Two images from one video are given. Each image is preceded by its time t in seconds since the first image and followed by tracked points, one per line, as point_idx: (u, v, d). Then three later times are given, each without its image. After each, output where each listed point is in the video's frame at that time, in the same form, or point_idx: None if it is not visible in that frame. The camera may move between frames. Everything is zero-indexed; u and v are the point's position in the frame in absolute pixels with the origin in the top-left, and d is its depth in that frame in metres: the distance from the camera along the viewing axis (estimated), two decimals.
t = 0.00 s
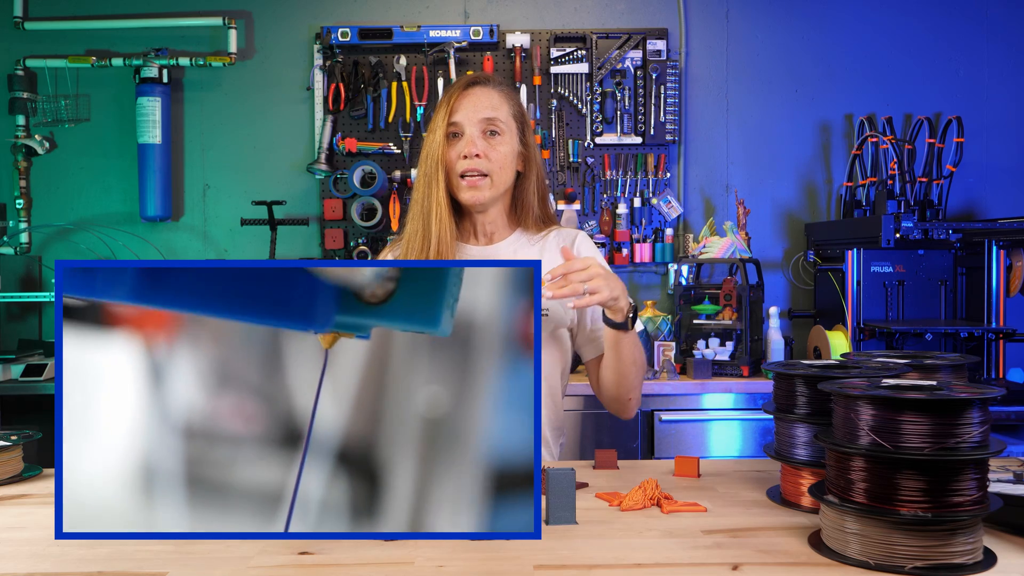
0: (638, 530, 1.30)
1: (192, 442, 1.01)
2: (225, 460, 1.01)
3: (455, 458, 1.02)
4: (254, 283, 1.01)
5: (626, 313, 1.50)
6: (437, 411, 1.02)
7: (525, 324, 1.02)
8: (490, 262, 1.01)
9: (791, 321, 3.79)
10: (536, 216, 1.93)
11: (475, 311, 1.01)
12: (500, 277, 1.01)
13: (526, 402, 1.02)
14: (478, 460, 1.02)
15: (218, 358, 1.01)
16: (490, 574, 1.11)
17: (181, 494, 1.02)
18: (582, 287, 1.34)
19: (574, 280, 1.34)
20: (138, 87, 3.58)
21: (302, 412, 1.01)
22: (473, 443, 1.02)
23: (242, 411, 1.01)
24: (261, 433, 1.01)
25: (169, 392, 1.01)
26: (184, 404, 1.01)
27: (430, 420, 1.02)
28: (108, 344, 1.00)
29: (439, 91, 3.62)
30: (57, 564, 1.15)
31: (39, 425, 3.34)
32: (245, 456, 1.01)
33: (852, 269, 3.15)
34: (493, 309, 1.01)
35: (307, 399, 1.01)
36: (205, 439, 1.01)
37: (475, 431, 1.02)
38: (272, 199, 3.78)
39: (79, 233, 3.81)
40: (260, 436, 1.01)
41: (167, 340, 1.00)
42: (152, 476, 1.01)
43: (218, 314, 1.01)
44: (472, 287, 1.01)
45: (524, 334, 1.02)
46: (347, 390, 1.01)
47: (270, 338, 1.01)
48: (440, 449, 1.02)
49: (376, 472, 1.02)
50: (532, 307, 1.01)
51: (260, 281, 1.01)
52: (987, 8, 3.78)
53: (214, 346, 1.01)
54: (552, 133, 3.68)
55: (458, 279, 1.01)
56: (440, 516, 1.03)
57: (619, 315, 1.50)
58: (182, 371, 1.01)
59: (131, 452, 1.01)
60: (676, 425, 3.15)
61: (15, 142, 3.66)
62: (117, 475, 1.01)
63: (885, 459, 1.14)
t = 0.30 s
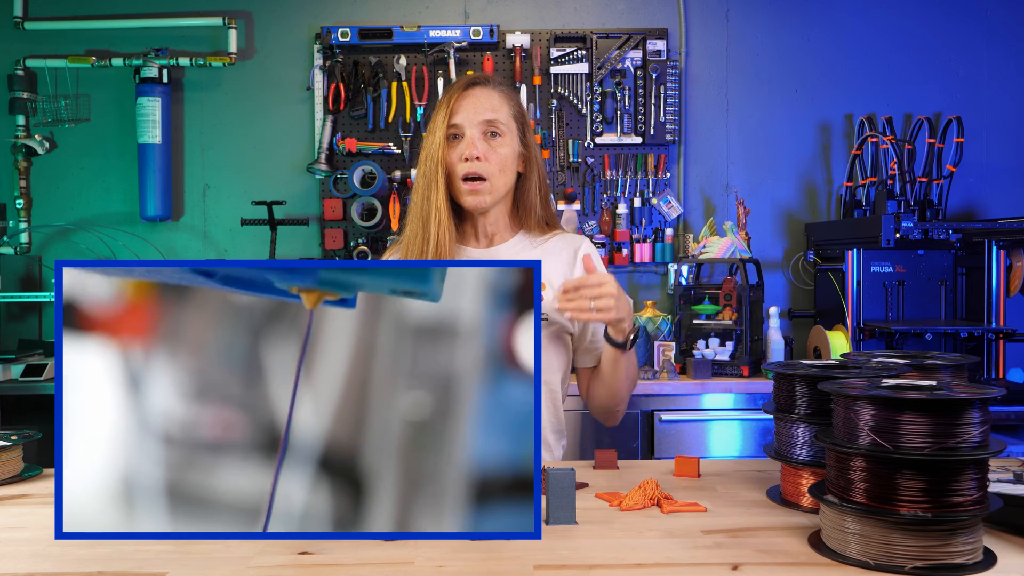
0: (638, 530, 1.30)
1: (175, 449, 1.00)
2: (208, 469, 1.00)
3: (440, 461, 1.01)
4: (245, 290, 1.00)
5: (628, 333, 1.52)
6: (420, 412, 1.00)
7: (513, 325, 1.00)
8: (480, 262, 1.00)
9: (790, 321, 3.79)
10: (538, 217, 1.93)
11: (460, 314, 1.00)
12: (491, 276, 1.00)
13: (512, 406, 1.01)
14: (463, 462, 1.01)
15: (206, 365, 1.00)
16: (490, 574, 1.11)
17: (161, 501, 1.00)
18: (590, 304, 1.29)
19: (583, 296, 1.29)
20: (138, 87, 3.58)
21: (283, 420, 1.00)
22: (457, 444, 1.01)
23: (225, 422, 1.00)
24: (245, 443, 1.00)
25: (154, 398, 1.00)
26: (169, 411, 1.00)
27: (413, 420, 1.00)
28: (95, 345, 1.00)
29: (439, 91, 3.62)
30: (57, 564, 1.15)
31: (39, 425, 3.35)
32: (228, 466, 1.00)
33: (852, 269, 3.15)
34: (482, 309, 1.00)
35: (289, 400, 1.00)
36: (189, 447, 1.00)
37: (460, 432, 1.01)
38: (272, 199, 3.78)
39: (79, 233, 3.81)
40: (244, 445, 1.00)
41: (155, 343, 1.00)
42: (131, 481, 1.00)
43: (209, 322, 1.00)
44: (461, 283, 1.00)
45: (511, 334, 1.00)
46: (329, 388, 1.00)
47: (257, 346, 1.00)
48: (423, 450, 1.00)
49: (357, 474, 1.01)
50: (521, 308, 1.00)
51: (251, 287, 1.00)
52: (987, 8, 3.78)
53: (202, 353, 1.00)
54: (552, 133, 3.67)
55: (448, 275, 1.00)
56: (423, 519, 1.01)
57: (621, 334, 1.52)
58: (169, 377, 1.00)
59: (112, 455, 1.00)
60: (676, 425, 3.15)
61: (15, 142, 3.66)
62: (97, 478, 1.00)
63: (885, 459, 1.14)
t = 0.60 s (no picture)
0: (638, 530, 1.30)
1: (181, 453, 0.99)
2: (214, 473, 0.99)
3: (452, 462, 1.00)
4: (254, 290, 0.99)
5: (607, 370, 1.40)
6: (432, 413, 0.99)
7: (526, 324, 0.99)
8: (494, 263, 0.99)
9: (790, 321, 3.79)
10: (538, 218, 1.93)
11: (472, 314, 0.99)
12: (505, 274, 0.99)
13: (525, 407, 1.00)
14: (476, 464, 1.00)
15: (213, 367, 0.99)
16: (490, 574, 1.11)
17: (164, 505, 0.99)
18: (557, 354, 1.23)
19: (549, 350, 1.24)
20: (138, 87, 3.58)
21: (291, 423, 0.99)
22: (470, 445, 1.00)
23: (232, 426, 0.99)
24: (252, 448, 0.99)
25: (160, 400, 0.99)
26: (175, 414, 0.99)
27: (426, 422, 0.99)
28: (102, 344, 0.99)
29: (439, 91, 3.62)
30: (57, 564, 1.15)
31: (39, 425, 3.36)
32: (234, 471, 0.99)
33: (852, 269, 3.15)
34: (496, 308, 0.99)
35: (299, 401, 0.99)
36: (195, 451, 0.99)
37: (472, 434, 1.00)
38: (272, 199, 3.78)
39: (79, 233, 3.81)
40: (251, 450, 0.99)
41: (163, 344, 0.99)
42: (135, 485, 0.99)
43: (218, 323, 0.99)
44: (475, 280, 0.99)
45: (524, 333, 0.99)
46: (340, 388, 0.99)
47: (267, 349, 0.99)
48: (435, 452, 1.00)
49: (368, 475, 1.00)
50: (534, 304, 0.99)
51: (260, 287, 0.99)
52: (987, 8, 3.78)
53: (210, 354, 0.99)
54: (552, 133, 3.67)
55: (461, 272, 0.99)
56: (435, 521, 1.00)
57: (598, 373, 1.41)
58: (176, 378, 0.99)
59: (116, 457, 0.99)
60: (676, 425, 3.14)
61: (15, 142, 3.66)
62: (101, 480, 1.00)
63: (886, 459, 1.14)
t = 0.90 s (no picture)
0: (638, 530, 1.30)
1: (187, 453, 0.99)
2: (216, 474, 0.99)
3: (467, 463, 0.99)
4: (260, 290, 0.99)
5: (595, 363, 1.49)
6: (446, 413, 0.99)
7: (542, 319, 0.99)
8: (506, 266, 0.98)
9: (790, 321, 3.79)
10: (535, 216, 1.93)
11: (484, 316, 0.99)
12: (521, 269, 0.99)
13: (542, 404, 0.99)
14: (487, 466, 0.99)
15: (218, 368, 0.99)
16: (490, 574, 1.11)
17: (166, 507, 0.99)
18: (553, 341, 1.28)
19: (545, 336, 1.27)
20: (138, 87, 3.58)
21: (299, 426, 0.99)
22: (486, 444, 0.99)
23: (237, 429, 0.99)
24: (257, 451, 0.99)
25: (166, 400, 0.99)
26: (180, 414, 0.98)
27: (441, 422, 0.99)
28: (106, 341, 0.99)
29: (439, 91, 3.62)
30: (57, 564, 1.15)
31: (39, 425, 3.36)
32: (240, 475, 0.99)
33: (852, 269, 3.15)
34: (511, 304, 0.99)
35: (311, 401, 0.99)
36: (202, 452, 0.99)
37: (488, 432, 0.99)
38: (272, 199, 3.78)
39: (79, 233, 3.81)
40: (256, 453, 0.99)
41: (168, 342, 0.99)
42: (141, 485, 0.99)
43: (223, 323, 0.99)
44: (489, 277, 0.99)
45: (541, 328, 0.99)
46: (352, 391, 0.99)
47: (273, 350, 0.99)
48: (451, 451, 0.99)
49: (383, 476, 0.99)
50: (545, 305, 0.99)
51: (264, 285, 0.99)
52: (987, 8, 3.78)
53: (214, 355, 0.99)
54: (552, 133, 3.67)
55: (473, 273, 0.99)
56: (447, 525, 0.99)
57: (588, 366, 1.49)
58: (182, 378, 0.99)
59: (120, 457, 0.99)
60: (676, 425, 3.14)
61: (15, 142, 3.66)
62: (104, 480, 0.99)
63: (886, 459, 1.14)
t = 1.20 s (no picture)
0: (638, 530, 1.30)
1: (179, 479, 0.98)
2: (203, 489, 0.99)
3: (463, 489, 0.99)
4: (251, 316, 0.99)
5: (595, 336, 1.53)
6: (443, 442, 0.99)
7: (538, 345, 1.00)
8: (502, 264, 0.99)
9: (790, 321, 3.79)
10: (535, 216, 1.93)
11: (478, 342, 0.99)
12: (516, 294, 0.99)
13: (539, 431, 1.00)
14: (483, 492, 1.00)
15: (210, 394, 0.98)
16: (490, 574, 1.11)
17: (151, 517, 0.99)
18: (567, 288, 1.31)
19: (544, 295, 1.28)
20: (138, 87, 3.58)
21: (295, 455, 0.99)
22: (483, 473, 0.99)
23: (227, 449, 0.98)
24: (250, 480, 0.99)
25: (158, 426, 0.98)
26: (172, 441, 0.98)
27: (437, 451, 0.99)
28: (100, 350, 0.99)
29: (439, 91, 3.62)
30: (57, 564, 1.15)
31: (39, 425, 3.36)
32: (227, 495, 0.99)
33: (852, 269, 3.15)
34: (507, 330, 0.99)
35: (306, 430, 0.98)
36: (194, 479, 0.98)
37: (486, 461, 0.99)
38: (272, 199, 3.78)
39: (79, 233, 3.81)
40: (247, 475, 0.99)
41: (160, 366, 0.98)
42: (133, 511, 0.99)
43: (214, 348, 0.99)
44: (485, 301, 0.99)
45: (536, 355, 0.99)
46: (347, 420, 0.98)
47: (264, 377, 0.98)
48: (448, 480, 0.99)
49: (380, 504, 0.99)
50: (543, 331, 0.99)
51: (255, 310, 0.99)
52: (987, 8, 3.78)
53: (207, 376, 0.99)
54: (552, 133, 3.67)
55: (466, 300, 0.99)
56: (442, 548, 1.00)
57: (588, 337, 1.53)
58: (173, 404, 0.98)
59: (112, 482, 0.99)
60: (677, 425, 3.14)
61: (15, 142, 3.66)
62: (98, 504, 0.99)
63: (886, 459, 1.14)
